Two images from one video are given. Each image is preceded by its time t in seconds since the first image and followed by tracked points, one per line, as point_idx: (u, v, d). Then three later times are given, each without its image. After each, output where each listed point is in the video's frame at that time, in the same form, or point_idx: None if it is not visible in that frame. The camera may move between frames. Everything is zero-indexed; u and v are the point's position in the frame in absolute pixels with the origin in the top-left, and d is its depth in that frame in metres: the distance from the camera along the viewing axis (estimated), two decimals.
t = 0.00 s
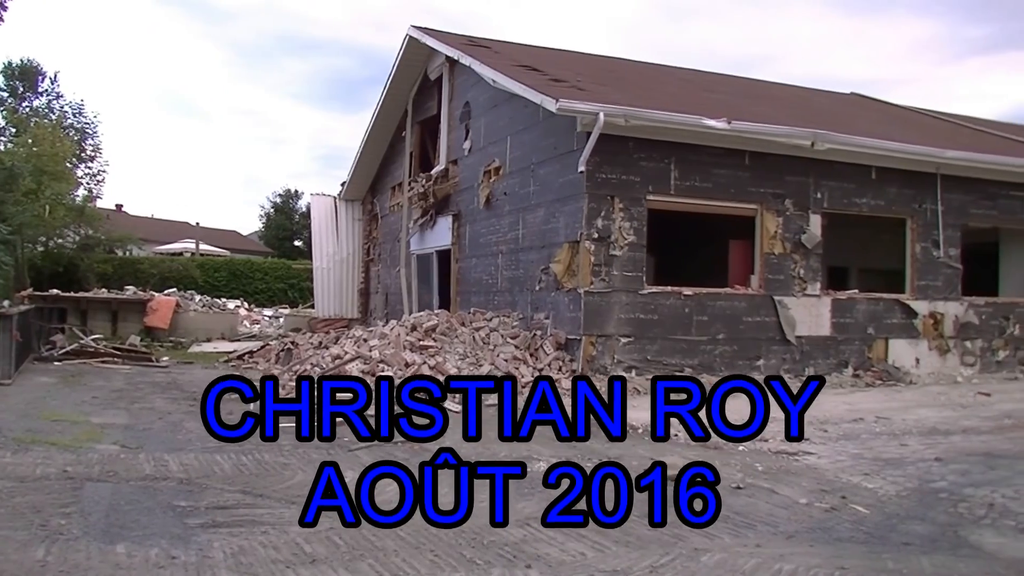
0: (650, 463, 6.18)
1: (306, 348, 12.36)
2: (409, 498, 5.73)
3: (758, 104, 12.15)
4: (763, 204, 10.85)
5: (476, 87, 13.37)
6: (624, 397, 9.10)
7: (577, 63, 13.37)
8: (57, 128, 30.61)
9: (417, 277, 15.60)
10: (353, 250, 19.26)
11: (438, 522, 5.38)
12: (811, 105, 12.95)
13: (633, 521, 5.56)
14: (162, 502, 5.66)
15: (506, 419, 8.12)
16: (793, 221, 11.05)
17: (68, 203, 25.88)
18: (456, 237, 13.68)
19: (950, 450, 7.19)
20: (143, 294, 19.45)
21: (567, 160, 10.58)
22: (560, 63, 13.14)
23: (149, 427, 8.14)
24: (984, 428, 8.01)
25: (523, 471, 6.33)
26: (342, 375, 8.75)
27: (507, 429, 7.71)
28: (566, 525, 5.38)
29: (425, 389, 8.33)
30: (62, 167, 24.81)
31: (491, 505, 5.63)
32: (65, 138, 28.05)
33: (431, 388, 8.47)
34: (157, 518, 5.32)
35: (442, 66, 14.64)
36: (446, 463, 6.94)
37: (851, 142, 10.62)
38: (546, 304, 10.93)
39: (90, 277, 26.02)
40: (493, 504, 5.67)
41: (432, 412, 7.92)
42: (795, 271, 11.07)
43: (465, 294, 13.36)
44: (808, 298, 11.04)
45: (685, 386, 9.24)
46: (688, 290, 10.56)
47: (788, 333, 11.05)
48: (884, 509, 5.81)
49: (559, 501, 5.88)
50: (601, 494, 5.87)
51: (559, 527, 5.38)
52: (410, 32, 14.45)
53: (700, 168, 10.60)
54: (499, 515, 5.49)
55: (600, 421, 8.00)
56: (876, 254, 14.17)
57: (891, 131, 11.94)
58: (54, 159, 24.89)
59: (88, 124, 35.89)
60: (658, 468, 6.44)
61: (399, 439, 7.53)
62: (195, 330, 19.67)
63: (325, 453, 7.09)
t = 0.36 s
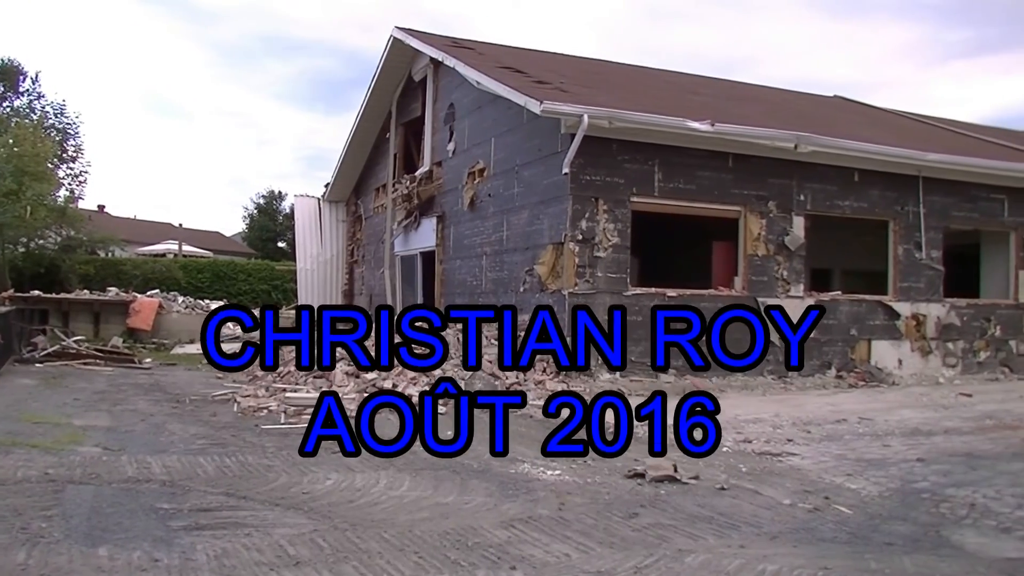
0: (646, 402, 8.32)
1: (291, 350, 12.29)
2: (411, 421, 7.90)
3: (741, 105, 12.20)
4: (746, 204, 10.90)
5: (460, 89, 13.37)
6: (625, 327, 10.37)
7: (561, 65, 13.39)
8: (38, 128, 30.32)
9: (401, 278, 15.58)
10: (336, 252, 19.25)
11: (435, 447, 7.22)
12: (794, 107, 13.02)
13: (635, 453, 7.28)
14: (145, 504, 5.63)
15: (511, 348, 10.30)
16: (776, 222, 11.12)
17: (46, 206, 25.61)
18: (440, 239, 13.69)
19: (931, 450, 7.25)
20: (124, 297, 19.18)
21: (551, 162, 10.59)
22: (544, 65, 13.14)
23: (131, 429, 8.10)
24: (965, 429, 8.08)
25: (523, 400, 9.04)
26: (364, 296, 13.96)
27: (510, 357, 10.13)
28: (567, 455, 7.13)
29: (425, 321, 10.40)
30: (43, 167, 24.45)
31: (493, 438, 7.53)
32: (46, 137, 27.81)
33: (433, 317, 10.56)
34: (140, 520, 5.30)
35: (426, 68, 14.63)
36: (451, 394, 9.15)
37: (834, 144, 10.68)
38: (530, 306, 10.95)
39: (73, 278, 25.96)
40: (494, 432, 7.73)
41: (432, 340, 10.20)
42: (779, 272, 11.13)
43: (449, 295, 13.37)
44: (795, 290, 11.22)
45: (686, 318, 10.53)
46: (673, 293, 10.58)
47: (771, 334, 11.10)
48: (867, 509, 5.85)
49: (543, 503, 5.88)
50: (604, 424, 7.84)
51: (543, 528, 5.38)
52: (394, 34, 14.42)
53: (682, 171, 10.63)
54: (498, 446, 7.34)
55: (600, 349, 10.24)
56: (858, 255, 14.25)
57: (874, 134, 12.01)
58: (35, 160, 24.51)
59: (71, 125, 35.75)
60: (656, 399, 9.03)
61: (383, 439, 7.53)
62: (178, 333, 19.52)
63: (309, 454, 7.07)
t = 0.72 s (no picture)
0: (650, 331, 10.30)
1: (273, 351, 12.25)
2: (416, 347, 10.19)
3: (724, 108, 12.25)
4: (729, 207, 10.95)
5: (444, 90, 13.37)
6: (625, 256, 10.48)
7: (545, 67, 13.40)
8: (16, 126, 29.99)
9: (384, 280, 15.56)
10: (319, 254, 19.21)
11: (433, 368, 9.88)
12: (776, 109, 13.08)
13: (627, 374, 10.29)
14: (126, 507, 5.60)
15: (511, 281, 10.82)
16: (759, 225, 11.18)
17: (25, 205, 25.28)
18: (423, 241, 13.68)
19: (912, 451, 7.30)
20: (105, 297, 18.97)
21: (535, 163, 10.60)
22: (529, 67, 13.16)
23: (112, 430, 8.04)
24: (946, 429, 8.14)
25: (522, 328, 10.67)
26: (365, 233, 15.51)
27: (509, 286, 10.93)
28: (550, 457, 7.14)
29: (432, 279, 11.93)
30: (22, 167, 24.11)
31: (492, 364, 10.18)
32: (25, 136, 27.52)
33: (432, 247, 12.97)
34: (121, 522, 5.27)
35: (410, 69, 14.61)
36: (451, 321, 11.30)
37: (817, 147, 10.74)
38: (514, 308, 10.93)
39: (53, 279, 25.74)
40: (495, 356, 10.38)
41: (431, 270, 12.89)
42: (762, 275, 11.15)
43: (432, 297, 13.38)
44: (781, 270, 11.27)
45: (686, 247, 10.79)
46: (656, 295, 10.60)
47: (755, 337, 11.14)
48: (848, 510, 5.88)
49: (527, 504, 5.89)
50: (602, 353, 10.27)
51: (527, 530, 5.38)
52: (378, 34, 14.40)
53: (666, 173, 10.68)
54: (498, 373, 10.01)
55: (600, 279, 10.33)
56: (840, 258, 14.35)
57: (855, 137, 12.09)
58: (14, 158, 24.13)
59: (54, 125, 35.52)
60: (660, 332, 10.57)
61: (364, 441, 7.52)
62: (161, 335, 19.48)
63: (291, 456, 7.04)
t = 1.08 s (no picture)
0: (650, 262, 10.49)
1: (255, 351, 12.23)
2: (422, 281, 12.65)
3: (705, 110, 12.31)
4: (710, 208, 11.01)
5: (427, 90, 13.37)
6: (625, 185, 10.56)
7: (528, 68, 13.43)
8: None
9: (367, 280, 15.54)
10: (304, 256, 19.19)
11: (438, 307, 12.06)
12: (757, 111, 13.16)
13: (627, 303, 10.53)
14: (107, 508, 5.56)
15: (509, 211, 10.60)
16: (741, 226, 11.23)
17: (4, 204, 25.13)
18: (405, 241, 13.69)
19: (893, 451, 7.35)
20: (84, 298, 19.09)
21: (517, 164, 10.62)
22: (512, 67, 13.18)
23: (92, 431, 8.00)
24: (926, 429, 8.20)
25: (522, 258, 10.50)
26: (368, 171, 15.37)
27: (509, 215, 10.63)
28: (531, 457, 7.15)
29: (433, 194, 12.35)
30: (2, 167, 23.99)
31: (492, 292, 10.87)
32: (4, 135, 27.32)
33: (431, 176, 12.56)
34: (101, 524, 5.24)
35: (393, 69, 14.60)
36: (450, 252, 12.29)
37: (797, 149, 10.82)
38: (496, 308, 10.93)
39: (32, 279, 25.60)
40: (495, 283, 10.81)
41: (431, 200, 12.60)
42: (743, 275, 11.22)
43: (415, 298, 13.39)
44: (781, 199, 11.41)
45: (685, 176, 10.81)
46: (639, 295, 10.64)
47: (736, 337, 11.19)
48: (829, 510, 5.92)
49: (510, 505, 5.89)
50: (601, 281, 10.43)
51: (509, 530, 5.38)
52: (360, 34, 14.38)
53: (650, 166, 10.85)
54: (498, 303, 10.75)
55: (601, 208, 10.42)
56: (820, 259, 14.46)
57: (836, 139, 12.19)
58: None
59: (36, 125, 35.35)
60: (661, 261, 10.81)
61: (345, 441, 7.51)
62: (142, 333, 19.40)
63: (272, 457, 7.02)
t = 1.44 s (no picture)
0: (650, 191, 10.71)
1: (238, 351, 12.18)
2: (422, 212, 12.45)
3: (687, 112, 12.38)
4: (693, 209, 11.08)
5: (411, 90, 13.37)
6: (625, 115, 10.49)
7: (512, 68, 13.46)
8: None
9: (349, 280, 15.52)
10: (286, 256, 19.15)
11: (440, 237, 11.97)
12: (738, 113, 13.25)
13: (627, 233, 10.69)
14: (87, 509, 5.53)
15: (508, 138, 10.23)
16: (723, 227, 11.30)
17: None
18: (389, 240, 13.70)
19: (875, 451, 7.40)
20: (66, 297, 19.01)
21: (500, 164, 10.67)
22: (496, 67, 13.20)
23: (74, 432, 7.95)
24: (907, 429, 8.26)
25: (522, 187, 10.28)
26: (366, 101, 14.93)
27: (508, 145, 10.29)
28: (516, 457, 7.14)
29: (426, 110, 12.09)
30: None
31: (491, 222, 10.60)
32: None
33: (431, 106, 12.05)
34: (82, 524, 5.21)
35: (376, 68, 14.61)
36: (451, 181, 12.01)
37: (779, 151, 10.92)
38: (479, 308, 10.93)
39: (12, 278, 25.42)
40: (495, 212, 10.54)
41: (431, 128, 12.22)
42: (725, 275, 11.28)
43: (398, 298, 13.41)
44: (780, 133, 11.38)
45: (685, 106, 10.78)
46: (622, 296, 10.66)
47: (719, 338, 11.22)
48: (811, 509, 5.94)
49: (493, 505, 5.89)
50: (601, 211, 10.55)
51: (492, 530, 5.38)
52: (343, 33, 14.37)
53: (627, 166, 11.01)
54: (498, 233, 10.47)
55: (601, 138, 10.48)
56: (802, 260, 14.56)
57: (817, 140, 12.31)
58: None
59: (18, 123, 35.11)
60: (660, 190, 10.90)
61: (328, 441, 7.51)
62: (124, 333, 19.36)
63: (254, 457, 7.00)
